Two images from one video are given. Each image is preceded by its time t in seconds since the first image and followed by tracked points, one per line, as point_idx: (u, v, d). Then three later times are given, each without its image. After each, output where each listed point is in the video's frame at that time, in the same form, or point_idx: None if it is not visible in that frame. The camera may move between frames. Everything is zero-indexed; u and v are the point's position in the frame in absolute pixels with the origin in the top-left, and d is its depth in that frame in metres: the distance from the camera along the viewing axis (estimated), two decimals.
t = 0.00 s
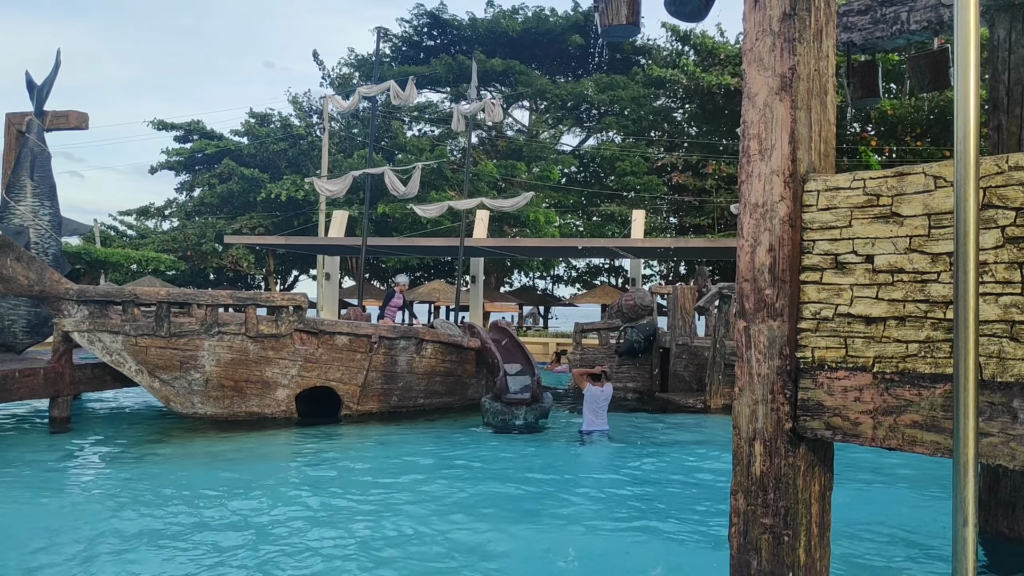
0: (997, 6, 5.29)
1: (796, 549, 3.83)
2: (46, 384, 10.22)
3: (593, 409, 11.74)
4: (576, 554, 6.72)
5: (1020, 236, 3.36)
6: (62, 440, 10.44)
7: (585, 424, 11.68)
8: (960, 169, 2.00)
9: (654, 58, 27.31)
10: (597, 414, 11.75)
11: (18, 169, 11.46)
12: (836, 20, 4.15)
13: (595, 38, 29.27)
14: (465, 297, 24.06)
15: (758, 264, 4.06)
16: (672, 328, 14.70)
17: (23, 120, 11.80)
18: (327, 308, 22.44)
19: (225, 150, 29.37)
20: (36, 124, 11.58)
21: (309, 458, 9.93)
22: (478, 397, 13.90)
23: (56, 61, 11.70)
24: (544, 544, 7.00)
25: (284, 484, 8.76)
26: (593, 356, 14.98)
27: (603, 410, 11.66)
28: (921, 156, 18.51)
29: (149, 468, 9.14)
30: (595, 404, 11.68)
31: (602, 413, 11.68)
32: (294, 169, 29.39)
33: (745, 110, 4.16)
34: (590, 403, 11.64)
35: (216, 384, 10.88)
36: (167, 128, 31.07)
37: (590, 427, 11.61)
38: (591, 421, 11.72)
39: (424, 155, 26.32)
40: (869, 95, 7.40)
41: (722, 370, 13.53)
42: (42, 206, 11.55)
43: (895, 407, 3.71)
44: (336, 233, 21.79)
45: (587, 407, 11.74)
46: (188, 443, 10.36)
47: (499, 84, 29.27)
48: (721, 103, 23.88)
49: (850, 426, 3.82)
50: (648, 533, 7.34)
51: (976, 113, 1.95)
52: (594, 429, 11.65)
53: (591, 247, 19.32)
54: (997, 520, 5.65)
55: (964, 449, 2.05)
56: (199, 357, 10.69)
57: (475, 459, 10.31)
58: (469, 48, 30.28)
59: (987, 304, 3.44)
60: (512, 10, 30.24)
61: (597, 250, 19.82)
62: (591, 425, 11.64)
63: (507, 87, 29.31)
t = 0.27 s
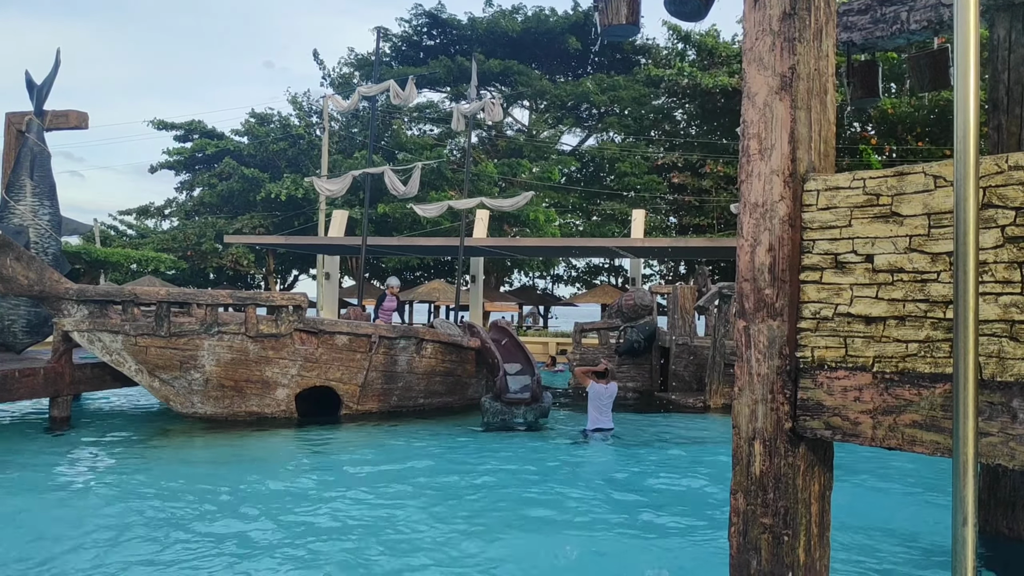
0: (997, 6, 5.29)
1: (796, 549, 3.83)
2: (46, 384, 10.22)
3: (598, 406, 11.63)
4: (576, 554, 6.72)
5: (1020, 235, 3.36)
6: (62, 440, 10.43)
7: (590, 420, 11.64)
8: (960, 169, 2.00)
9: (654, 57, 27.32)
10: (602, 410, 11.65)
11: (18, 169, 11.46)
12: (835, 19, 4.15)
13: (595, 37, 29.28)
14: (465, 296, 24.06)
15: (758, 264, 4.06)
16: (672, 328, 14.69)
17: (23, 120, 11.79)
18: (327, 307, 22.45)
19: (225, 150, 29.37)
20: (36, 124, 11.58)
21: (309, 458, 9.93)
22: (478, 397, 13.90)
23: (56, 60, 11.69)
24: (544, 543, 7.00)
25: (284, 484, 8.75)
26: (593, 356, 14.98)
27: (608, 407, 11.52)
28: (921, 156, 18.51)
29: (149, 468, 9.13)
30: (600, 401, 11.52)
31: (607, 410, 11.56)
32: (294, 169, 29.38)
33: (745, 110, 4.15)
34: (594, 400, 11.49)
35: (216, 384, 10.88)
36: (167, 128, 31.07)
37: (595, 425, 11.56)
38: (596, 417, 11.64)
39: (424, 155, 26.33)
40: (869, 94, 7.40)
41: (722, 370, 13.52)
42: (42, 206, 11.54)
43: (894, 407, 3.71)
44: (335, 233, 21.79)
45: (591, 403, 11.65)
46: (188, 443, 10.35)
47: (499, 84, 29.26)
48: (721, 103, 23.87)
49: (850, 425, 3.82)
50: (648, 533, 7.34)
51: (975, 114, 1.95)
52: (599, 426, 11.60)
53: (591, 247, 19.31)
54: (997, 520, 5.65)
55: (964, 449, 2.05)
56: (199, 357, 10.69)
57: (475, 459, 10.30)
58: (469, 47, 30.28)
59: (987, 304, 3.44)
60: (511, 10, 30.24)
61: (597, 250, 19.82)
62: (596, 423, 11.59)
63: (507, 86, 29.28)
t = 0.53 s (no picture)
0: (997, 6, 5.29)
1: (796, 549, 3.83)
2: (45, 384, 10.22)
3: (601, 403, 11.84)
4: (576, 554, 6.72)
5: (1019, 236, 3.36)
6: (62, 441, 10.43)
7: (594, 417, 11.86)
8: (960, 169, 2.00)
9: (654, 57, 27.31)
10: (606, 407, 11.85)
11: (18, 169, 11.46)
12: (835, 20, 4.16)
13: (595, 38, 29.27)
14: (465, 297, 24.06)
15: (758, 264, 4.06)
16: (672, 328, 14.68)
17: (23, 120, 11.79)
18: (326, 307, 22.44)
19: (225, 150, 29.36)
20: (36, 124, 11.58)
21: (309, 458, 9.93)
22: (478, 397, 13.89)
23: (56, 61, 11.69)
24: (544, 544, 7.00)
25: (284, 484, 8.75)
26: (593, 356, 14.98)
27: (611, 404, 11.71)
28: (921, 156, 18.51)
29: (149, 468, 9.13)
30: (603, 397, 11.72)
31: (610, 407, 11.73)
32: (294, 169, 29.38)
33: (745, 110, 4.16)
34: (597, 396, 11.69)
35: (216, 384, 10.88)
36: (167, 128, 31.06)
37: (598, 422, 11.78)
38: (600, 414, 11.85)
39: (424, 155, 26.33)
40: (868, 95, 7.40)
41: (722, 370, 13.52)
42: (42, 206, 11.54)
43: (894, 407, 3.71)
44: (335, 233, 21.79)
45: (595, 400, 11.85)
46: (188, 443, 10.35)
47: (499, 84, 29.25)
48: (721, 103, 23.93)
49: (850, 426, 3.82)
50: (649, 534, 7.33)
51: (975, 115, 1.96)
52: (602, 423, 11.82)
53: (591, 247, 19.31)
54: (996, 520, 5.65)
55: (964, 449, 2.05)
56: (199, 357, 10.69)
57: (475, 459, 10.31)
58: (468, 48, 30.27)
59: (986, 304, 3.44)
60: (511, 10, 30.23)
61: (597, 250, 19.81)
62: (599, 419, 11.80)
63: (507, 87, 29.26)
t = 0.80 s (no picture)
0: (997, 6, 5.29)
1: (796, 549, 3.84)
2: (45, 384, 10.20)
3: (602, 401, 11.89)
4: (576, 554, 6.72)
5: (1020, 236, 3.36)
6: (62, 441, 10.42)
7: (594, 416, 11.92)
8: (961, 169, 2.01)
9: (653, 58, 27.33)
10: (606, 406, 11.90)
11: (18, 169, 11.46)
12: (836, 20, 4.16)
13: (594, 38, 29.29)
14: (465, 297, 24.07)
15: (758, 264, 4.06)
16: (672, 328, 14.69)
17: (22, 121, 11.80)
18: (327, 307, 22.44)
19: (225, 151, 29.35)
20: (36, 124, 11.58)
21: (309, 458, 9.93)
22: (478, 397, 13.89)
23: (56, 61, 11.69)
24: (544, 543, 7.00)
25: (284, 484, 8.74)
26: (593, 356, 14.98)
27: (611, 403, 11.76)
28: (921, 156, 18.53)
29: (149, 469, 9.13)
30: (603, 396, 11.76)
31: (610, 406, 11.79)
32: (294, 169, 29.38)
33: (745, 111, 4.16)
34: (598, 395, 11.72)
35: (216, 384, 10.88)
36: (167, 128, 31.06)
37: (598, 420, 11.84)
38: (600, 412, 11.91)
39: (424, 155, 26.34)
40: (869, 95, 7.41)
41: (722, 370, 13.51)
42: (42, 206, 11.55)
43: (894, 407, 3.71)
44: (335, 233, 21.80)
45: (595, 399, 11.85)
46: (188, 443, 10.34)
47: (498, 84, 29.26)
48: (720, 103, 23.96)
49: (851, 426, 3.83)
50: (650, 534, 7.33)
51: (976, 116, 1.96)
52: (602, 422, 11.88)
53: (591, 247, 19.32)
54: (997, 520, 5.66)
55: (964, 449, 2.06)
56: (199, 357, 10.69)
57: (476, 459, 10.30)
58: (468, 48, 30.29)
59: (987, 304, 3.44)
60: (511, 10, 30.23)
61: (597, 250, 19.81)
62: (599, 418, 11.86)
63: (507, 87, 29.26)
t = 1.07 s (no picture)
0: (997, 6, 5.29)
1: (797, 549, 3.84)
2: (46, 384, 10.20)
3: (600, 401, 11.85)
4: (576, 554, 6.72)
5: (1021, 235, 3.36)
6: (62, 441, 10.42)
7: (592, 415, 11.88)
8: (961, 169, 2.00)
9: (654, 58, 27.31)
10: (604, 405, 11.86)
11: (18, 169, 11.46)
12: (836, 20, 4.16)
13: (594, 38, 29.29)
14: (466, 297, 24.07)
15: (758, 264, 4.07)
16: (672, 328, 14.68)
17: (22, 121, 11.80)
18: (327, 307, 22.43)
19: (226, 151, 29.33)
20: (36, 124, 11.58)
21: (310, 458, 9.93)
22: (478, 397, 13.89)
23: (56, 60, 11.69)
24: (544, 543, 7.00)
25: (284, 484, 8.74)
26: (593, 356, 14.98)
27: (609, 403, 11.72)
28: (921, 156, 18.52)
29: (149, 468, 9.14)
30: (601, 396, 11.73)
31: (608, 405, 11.76)
32: (294, 169, 29.39)
33: (745, 110, 4.16)
34: (596, 395, 11.68)
35: (217, 384, 10.88)
36: (167, 128, 31.05)
37: (595, 420, 11.82)
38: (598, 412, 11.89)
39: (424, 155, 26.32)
40: (869, 95, 7.40)
41: (723, 370, 13.51)
42: (42, 206, 11.55)
43: (895, 407, 3.71)
44: (336, 233, 21.79)
45: (593, 398, 11.81)
46: (188, 443, 10.34)
47: (499, 84, 29.26)
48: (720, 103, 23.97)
49: (851, 425, 3.83)
50: (651, 534, 7.33)
51: (975, 116, 1.96)
52: (600, 421, 11.85)
53: (591, 247, 19.31)
54: (998, 520, 5.66)
55: (965, 449, 2.06)
56: (200, 357, 10.69)
57: (476, 459, 10.30)
58: (469, 48, 30.29)
59: (988, 304, 3.44)
60: (511, 10, 30.22)
61: (597, 250, 19.81)
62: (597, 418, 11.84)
63: (507, 87, 29.25)
